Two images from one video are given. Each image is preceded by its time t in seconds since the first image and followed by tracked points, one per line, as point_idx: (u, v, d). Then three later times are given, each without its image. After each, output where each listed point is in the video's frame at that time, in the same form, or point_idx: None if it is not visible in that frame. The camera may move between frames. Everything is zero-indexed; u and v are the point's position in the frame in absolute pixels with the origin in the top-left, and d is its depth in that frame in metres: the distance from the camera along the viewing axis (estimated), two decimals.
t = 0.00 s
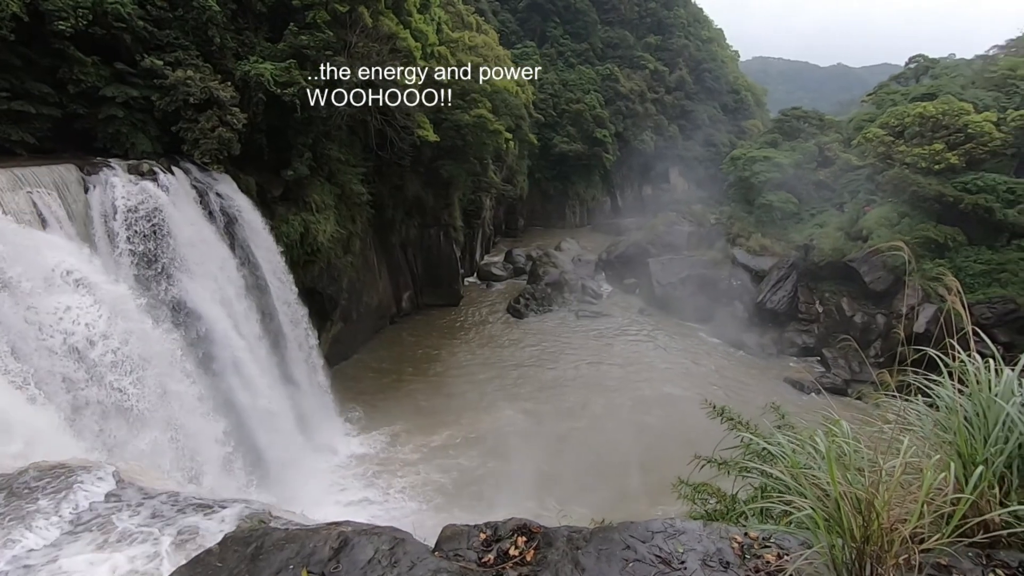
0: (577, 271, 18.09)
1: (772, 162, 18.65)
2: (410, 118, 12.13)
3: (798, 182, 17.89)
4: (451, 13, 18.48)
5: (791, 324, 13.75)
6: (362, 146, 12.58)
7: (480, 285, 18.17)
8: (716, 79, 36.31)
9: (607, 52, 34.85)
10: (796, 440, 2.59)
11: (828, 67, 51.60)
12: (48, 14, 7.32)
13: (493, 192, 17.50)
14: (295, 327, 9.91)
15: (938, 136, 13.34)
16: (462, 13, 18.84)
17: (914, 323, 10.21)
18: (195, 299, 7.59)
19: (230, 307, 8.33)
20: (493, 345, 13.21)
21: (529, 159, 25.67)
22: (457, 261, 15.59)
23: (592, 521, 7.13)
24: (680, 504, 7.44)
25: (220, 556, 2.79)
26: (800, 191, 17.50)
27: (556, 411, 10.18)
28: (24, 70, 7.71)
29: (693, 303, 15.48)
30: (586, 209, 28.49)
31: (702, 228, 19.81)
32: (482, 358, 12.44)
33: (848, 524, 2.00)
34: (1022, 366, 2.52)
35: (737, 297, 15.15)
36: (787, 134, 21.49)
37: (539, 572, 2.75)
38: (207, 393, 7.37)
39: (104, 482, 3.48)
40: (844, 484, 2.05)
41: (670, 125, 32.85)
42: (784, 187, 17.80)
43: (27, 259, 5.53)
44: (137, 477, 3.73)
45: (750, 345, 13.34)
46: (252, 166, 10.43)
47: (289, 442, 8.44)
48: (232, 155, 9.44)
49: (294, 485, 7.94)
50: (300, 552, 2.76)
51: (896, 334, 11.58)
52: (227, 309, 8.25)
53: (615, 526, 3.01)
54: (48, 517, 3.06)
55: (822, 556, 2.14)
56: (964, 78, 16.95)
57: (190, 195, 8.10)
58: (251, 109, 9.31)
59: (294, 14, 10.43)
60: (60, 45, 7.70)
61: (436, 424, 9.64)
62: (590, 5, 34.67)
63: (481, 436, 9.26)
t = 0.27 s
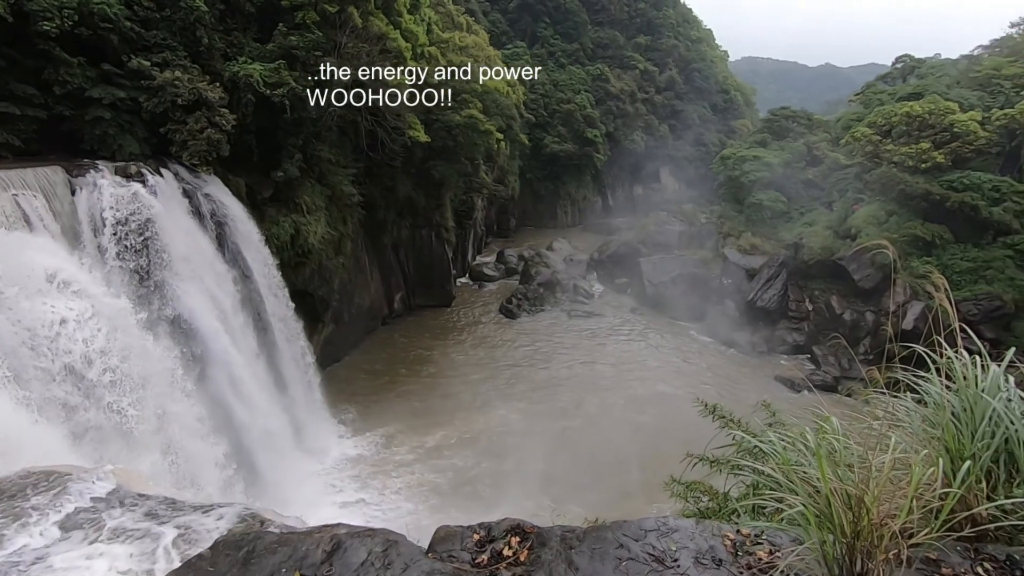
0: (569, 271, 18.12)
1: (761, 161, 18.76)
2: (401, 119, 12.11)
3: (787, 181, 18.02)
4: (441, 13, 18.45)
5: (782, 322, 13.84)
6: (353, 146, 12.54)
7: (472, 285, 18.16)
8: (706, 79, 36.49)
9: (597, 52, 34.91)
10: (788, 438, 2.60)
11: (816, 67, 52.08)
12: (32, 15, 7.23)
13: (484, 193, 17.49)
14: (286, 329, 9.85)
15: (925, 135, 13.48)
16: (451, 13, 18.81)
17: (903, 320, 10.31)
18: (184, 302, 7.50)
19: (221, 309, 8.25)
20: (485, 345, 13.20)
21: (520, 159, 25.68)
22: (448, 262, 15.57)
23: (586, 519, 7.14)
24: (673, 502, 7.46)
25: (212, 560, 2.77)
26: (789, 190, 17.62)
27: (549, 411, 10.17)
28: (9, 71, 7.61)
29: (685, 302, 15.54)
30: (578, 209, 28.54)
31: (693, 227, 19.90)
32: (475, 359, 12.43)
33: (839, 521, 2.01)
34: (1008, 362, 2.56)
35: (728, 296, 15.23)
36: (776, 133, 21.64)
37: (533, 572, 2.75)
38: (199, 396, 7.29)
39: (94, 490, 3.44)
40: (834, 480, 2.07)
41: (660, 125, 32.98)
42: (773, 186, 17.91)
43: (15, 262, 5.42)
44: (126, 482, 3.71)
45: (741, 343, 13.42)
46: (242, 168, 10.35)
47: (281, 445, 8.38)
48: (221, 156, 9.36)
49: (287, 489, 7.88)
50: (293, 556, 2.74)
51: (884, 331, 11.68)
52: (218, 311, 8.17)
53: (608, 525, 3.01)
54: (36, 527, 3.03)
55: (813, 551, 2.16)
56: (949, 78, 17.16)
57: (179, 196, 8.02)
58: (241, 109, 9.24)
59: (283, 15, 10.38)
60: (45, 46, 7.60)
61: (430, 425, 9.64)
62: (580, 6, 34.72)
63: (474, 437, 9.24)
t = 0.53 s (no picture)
0: (562, 271, 18.14)
1: (753, 161, 18.85)
2: (393, 120, 12.10)
3: (778, 180, 18.13)
4: (432, 13, 18.42)
5: (774, 321, 13.92)
6: (345, 147, 12.50)
7: (465, 286, 18.14)
8: (697, 79, 36.65)
9: (589, 53, 34.96)
10: (780, 436, 2.62)
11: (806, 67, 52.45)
12: (20, 15, 7.17)
13: (478, 193, 17.48)
14: (278, 331, 9.80)
15: (914, 135, 13.60)
16: (443, 13, 18.78)
17: (894, 318, 10.40)
18: (176, 304, 7.42)
19: (213, 310, 8.19)
20: (479, 346, 13.20)
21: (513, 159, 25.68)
22: (442, 263, 15.57)
23: (580, 519, 7.15)
24: (666, 501, 7.48)
25: (204, 564, 2.76)
26: (780, 189, 17.72)
27: (544, 411, 10.18)
28: None
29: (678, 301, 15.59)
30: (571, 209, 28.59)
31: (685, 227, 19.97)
32: (468, 360, 12.42)
33: (830, 517, 2.02)
34: (996, 359, 2.59)
35: (721, 295, 15.30)
36: (767, 133, 21.76)
37: (527, 572, 2.75)
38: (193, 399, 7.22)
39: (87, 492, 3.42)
40: (826, 477, 2.08)
41: (652, 125, 33.09)
42: (765, 186, 18.00)
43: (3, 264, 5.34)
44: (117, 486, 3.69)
45: (733, 342, 13.47)
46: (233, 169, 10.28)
47: (275, 447, 8.32)
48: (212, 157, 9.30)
49: (281, 491, 7.82)
50: (286, 559, 2.73)
51: (875, 329, 11.77)
52: (210, 313, 8.10)
53: (602, 524, 3.02)
54: (20, 533, 2.97)
55: (806, 549, 2.17)
56: (937, 78, 17.32)
57: (169, 197, 7.96)
58: (232, 110, 9.19)
59: (274, 15, 10.32)
60: (32, 46, 7.50)
61: (426, 425, 9.64)
62: (572, 6, 34.75)
63: (469, 437, 9.23)
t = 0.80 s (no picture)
0: (556, 271, 18.18)
1: (744, 161, 18.95)
2: (386, 121, 12.08)
3: (769, 180, 18.23)
4: (424, 14, 18.39)
5: (766, 320, 14.00)
6: (337, 148, 12.47)
7: (458, 287, 18.14)
8: (689, 80, 36.83)
9: (581, 53, 35.00)
10: (772, 434, 2.63)
11: (796, 68, 52.86)
12: (7, 15, 7.08)
13: (470, 193, 17.47)
14: (270, 333, 9.75)
15: (903, 135, 13.73)
16: (435, 14, 18.76)
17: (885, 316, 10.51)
18: (166, 306, 7.36)
19: (204, 312, 8.13)
20: (473, 346, 13.20)
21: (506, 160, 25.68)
22: (435, 264, 15.56)
23: (574, 518, 7.17)
24: (660, 500, 7.50)
25: (197, 567, 2.75)
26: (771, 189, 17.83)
27: (539, 411, 10.19)
28: None
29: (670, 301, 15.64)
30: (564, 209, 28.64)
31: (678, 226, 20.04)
32: (462, 360, 12.41)
33: (823, 515, 2.04)
34: (984, 355, 2.62)
35: (713, 295, 15.38)
36: (758, 133, 21.88)
37: (522, 572, 2.76)
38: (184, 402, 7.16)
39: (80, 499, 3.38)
40: (818, 475, 2.09)
41: (644, 125, 33.20)
42: (756, 186, 18.11)
43: None
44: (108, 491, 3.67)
45: (726, 341, 13.55)
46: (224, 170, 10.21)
47: (268, 449, 8.28)
48: (203, 159, 9.24)
49: (274, 494, 7.78)
50: (280, 561, 2.72)
51: (866, 327, 11.87)
52: (201, 315, 8.05)
53: (597, 523, 3.02)
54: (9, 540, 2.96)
55: (798, 546, 2.18)
56: (925, 78, 17.49)
57: (160, 199, 7.90)
58: (223, 111, 9.14)
59: (265, 15, 10.27)
60: (19, 46, 7.40)
61: (421, 425, 9.65)
62: (564, 7, 34.80)
63: (463, 437, 9.23)
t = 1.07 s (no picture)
0: (550, 271, 18.20)
1: (737, 161, 19.03)
2: (380, 121, 12.07)
3: (762, 180, 18.31)
4: (418, 14, 18.36)
5: (760, 320, 14.07)
6: (331, 149, 12.44)
7: (453, 287, 18.13)
8: (682, 80, 36.96)
9: (575, 54, 35.03)
10: (766, 432, 2.64)
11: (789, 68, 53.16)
12: None
13: (464, 194, 17.47)
14: (264, 334, 9.71)
15: (895, 135, 13.82)
16: (429, 14, 18.73)
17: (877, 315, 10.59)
18: (158, 308, 7.31)
19: (197, 314, 8.08)
20: (468, 347, 13.19)
21: (500, 160, 25.66)
22: (429, 264, 15.55)
23: (569, 518, 7.18)
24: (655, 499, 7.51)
25: (191, 570, 2.74)
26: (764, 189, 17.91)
27: (534, 411, 10.19)
28: None
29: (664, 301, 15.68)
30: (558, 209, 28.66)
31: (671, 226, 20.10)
32: (457, 361, 12.41)
33: (816, 512, 2.05)
34: (974, 354, 2.64)
35: (707, 294, 15.44)
36: (751, 133, 21.97)
37: (517, 572, 2.76)
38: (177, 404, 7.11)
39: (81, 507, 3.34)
40: (812, 473, 2.11)
41: (638, 126, 33.28)
42: (749, 186, 18.18)
43: None
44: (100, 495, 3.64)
45: (719, 340, 13.61)
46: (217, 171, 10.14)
47: (261, 451, 8.24)
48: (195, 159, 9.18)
49: (267, 496, 7.74)
50: (274, 564, 2.71)
51: (858, 326, 11.93)
52: (194, 317, 7.99)
53: (592, 523, 3.03)
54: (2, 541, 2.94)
55: (792, 544, 2.19)
56: (916, 79, 17.60)
57: (152, 200, 7.84)
58: (216, 112, 9.09)
59: (258, 16, 10.22)
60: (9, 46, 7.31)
61: (417, 425, 9.65)
62: (557, 7, 34.83)
63: (458, 437, 9.23)
